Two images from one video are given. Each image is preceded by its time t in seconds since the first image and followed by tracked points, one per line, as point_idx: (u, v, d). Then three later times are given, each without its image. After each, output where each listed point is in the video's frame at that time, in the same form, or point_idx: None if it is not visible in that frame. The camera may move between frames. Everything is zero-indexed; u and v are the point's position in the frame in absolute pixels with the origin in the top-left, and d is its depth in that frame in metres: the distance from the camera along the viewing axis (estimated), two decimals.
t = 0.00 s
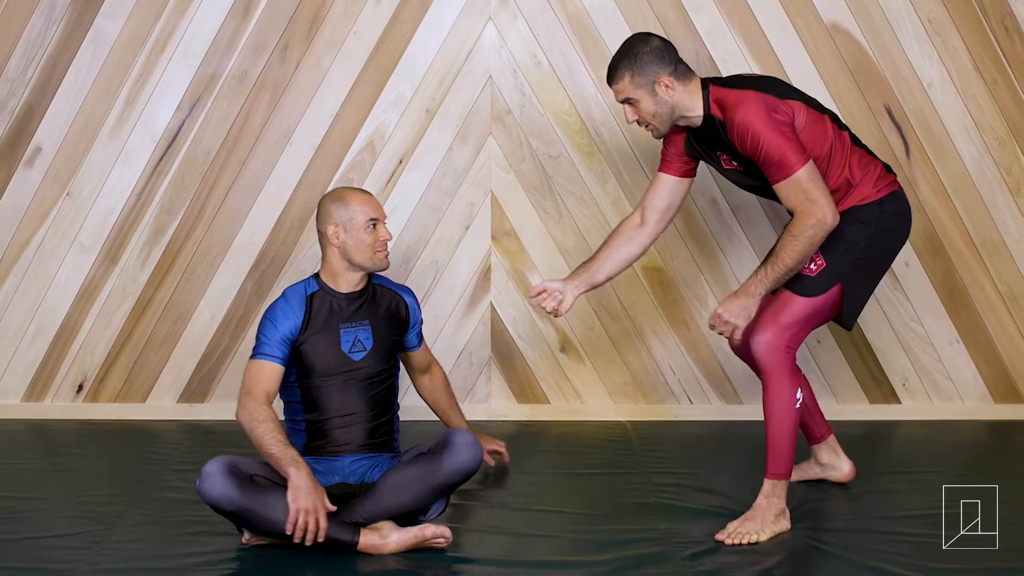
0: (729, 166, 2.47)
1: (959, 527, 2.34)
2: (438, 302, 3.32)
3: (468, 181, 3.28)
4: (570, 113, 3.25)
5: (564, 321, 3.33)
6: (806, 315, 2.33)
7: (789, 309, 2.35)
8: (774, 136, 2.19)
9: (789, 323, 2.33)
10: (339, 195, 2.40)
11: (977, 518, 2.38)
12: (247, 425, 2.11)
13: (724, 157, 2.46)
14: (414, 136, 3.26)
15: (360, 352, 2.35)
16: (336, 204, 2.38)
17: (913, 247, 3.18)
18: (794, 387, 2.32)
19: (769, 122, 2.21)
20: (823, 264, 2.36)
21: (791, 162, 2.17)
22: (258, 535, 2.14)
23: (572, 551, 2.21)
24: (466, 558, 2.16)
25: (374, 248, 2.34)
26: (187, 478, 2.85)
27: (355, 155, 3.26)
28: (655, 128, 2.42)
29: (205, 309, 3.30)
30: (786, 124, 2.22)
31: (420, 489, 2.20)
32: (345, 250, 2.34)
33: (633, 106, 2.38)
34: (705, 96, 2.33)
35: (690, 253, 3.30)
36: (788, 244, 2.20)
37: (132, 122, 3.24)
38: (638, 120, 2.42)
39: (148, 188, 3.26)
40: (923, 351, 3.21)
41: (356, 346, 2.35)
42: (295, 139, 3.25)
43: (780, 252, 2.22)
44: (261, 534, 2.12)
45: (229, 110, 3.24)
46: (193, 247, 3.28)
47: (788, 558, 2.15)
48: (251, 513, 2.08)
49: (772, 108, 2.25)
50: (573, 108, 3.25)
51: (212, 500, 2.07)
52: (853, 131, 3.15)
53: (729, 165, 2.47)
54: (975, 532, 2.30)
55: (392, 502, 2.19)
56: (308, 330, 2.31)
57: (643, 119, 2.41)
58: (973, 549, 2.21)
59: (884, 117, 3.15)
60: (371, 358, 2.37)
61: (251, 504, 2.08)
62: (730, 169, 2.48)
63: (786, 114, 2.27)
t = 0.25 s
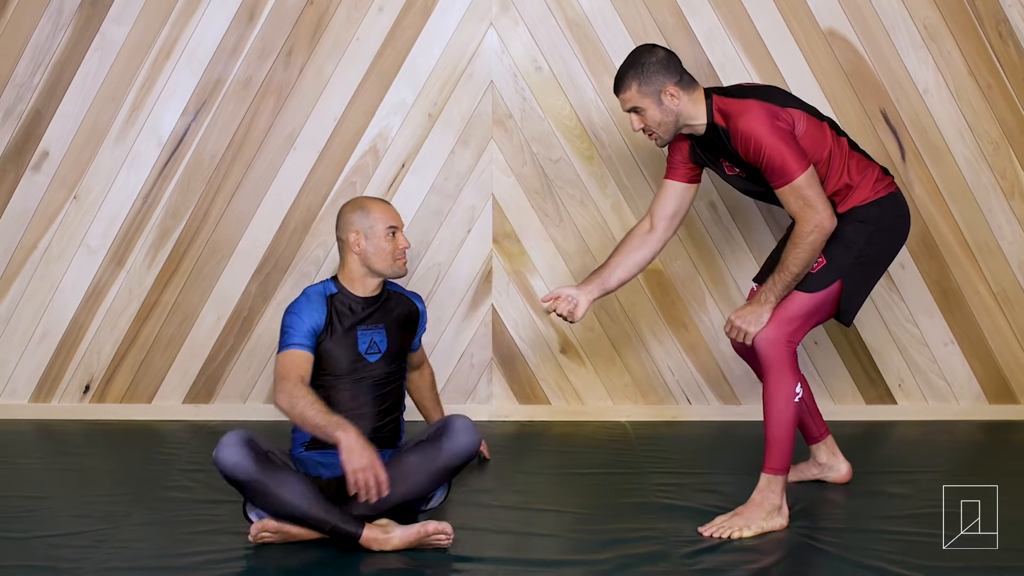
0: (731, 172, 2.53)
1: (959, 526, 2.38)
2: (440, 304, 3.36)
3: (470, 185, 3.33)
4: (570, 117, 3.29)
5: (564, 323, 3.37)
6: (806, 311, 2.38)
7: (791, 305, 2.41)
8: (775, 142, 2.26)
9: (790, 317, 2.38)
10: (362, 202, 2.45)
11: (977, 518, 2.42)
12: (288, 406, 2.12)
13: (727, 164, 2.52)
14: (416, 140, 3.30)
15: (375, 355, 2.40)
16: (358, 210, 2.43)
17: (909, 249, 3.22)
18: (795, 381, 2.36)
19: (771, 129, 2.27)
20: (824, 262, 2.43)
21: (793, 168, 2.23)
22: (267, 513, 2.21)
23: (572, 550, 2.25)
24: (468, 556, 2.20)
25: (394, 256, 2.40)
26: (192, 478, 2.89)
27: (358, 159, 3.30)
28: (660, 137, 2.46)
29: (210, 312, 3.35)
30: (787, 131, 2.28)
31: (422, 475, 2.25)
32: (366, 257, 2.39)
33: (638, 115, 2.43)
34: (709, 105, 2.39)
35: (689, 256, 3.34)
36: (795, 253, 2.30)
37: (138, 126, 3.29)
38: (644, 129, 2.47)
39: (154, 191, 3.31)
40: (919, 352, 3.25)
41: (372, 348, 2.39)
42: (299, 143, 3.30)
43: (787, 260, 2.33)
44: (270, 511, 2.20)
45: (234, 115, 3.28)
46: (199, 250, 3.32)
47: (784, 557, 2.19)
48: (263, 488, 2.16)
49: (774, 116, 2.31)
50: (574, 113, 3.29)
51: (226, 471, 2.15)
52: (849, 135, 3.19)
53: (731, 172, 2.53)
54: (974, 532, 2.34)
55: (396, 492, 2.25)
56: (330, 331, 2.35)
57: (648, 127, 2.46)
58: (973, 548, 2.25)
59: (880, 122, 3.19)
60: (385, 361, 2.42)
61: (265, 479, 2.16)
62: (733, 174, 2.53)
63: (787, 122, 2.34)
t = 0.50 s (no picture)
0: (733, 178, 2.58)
1: (959, 526, 2.41)
2: (442, 307, 3.41)
3: (472, 189, 3.37)
4: (571, 122, 3.34)
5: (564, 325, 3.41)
6: (812, 313, 2.44)
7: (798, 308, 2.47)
8: (777, 148, 2.31)
9: (795, 319, 2.45)
10: (379, 212, 2.51)
11: (977, 518, 2.45)
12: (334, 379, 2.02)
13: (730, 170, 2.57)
14: (419, 145, 3.35)
15: (392, 358, 2.43)
16: (375, 220, 2.48)
17: (905, 253, 3.26)
18: (800, 380, 2.40)
19: (773, 134, 2.32)
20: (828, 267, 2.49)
21: (794, 173, 2.28)
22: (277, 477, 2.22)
23: (571, 549, 2.29)
24: (470, 556, 2.24)
25: (411, 264, 2.45)
26: (198, 478, 2.93)
27: (362, 163, 3.35)
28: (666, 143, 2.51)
29: (215, 314, 3.39)
30: (789, 136, 2.33)
31: (436, 457, 2.22)
32: (384, 265, 2.44)
33: (645, 122, 2.47)
34: (714, 112, 2.44)
35: (688, 259, 3.39)
36: (796, 258, 2.35)
37: (145, 131, 3.33)
38: (650, 136, 2.52)
39: (160, 195, 3.35)
40: (915, 354, 3.29)
41: (389, 351, 2.43)
42: (303, 148, 3.34)
43: (789, 264, 2.37)
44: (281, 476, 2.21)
45: (240, 120, 3.33)
46: (204, 253, 3.37)
47: (779, 556, 2.23)
48: (280, 454, 2.16)
49: (777, 122, 2.36)
50: (574, 118, 3.34)
51: (249, 430, 2.14)
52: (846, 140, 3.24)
53: (733, 179, 2.58)
54: (974, 532, 2.38)
55: (411, 475, 2.22)
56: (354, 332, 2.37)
57: (655, 134, 2.50)
58: (973, 548, 2.28)
59: (876, 127, 3.23)
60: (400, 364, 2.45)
61: (285, 447, 2.16)
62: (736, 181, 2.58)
63: (790, 128, 2.39)
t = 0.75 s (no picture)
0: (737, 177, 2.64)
1: (960, 526, 2.45)
2: (445, 309, 3.45)
3: (474, 194, 3.42)
4: (572, 127, 3.38)
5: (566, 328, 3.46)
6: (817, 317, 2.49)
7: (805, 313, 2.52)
8: (780, 148, 2.35)
9: (802, 322, 2.50)
10: (390, 222, 2.53)
11: (978, 519, 2.49)
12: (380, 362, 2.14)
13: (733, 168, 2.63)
14: (422, 150, 3.40)
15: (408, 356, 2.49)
16: (387, 229, 2.51)
17: (901, 256, 3.30)
18: (804, 384, 2.47)
19: (776, 135, 2.36)
20: (832, 271, 2.53)
21: (795, 174, 2.32)
22: (320, 456, 2.42)
23: (572, 548, 2.34)
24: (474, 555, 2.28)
25: (424, 273, 2.49)
26: (204, 478, 2.98)
27: (365, 168, 3.40)
28: (673, 142, 2.55)
29: (221, 317, 3.44)
30: (791, 138, 2.38)
31: (478, 442, 2.31)
32: (398, 275, 2.47)
33: (652, 121, 2.52)
34: (718, 111, 2.48)
35: (687, 263, 3.43)
36: (796, 261, 2.39)
37: (151, 136, 3.38)
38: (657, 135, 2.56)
39: (166, 199, 3.40)
40: (911, 356, 3.33)
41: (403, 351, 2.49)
42: (308, 152, 3.39)
43: (790, 268, 2.41)
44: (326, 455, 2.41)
45: (245, 125, 3.38)
46: (210, 256, 3.42)
47: (776, 556, 2.27)
48: (340, 420, 2.23)
49: (780, 122, 2.41)
50: (575, 123, 3.38)
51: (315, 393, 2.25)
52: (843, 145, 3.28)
53: (737, 177, 2.64)
54: (975, 532, 2.42)
55: (460, 465, 2.31)
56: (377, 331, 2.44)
57: (661, 134, 2.54)
58: (975, 548, 2.32)
59: (873, 132, 3.28)
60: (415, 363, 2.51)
61: (344, 414, 2.23)
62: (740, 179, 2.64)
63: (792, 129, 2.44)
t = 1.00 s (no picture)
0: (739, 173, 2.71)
1: (960, 526, 2.50)
2: (447, 313, 3.50)
3: (476, 200, 3.47)
4: (572, 133, 3.43)
5: (566, 332, 3.50)
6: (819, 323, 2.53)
7: (806, 318, 2.56)
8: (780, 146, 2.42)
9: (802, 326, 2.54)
10: (390, 233, 2.56)
11: (977, 518, 2.54)
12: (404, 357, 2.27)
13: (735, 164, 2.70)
14: (424, 156, 3.45)
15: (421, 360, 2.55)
16: (388, 239, 2.54)
17: (897, 261, 3.35)
18: (806, 388, 2.50)
19: (776, 132, 2.43)
20: (831, 275, 2.58)
21: (793, 172, 2.38)
22: (379, 453, 2.30)
23: (572, 549, 2.38)
24: (476, 556, 2.33)
25: (427, 280, 2.54)
26: (209, 480, 3.02)
27: (369, 174, 3.45)
28: (677, 136, 2.62)
29: (226, 321, 3.49)
30: (791, 136, 2.44)
31: (516, 438, 2.38)
32: (401, 284, 2.52)
33: (656, 115, 2.59)
34: (722, 107, 2.55)
35: (686, 267, 3.48)
36: (791, 264, 2.43)
37: (158, 142, 3.43)
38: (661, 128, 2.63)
39: (173, 205, 3.45)
40: (907, 360, 3.37)
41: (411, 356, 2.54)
42: (312, 159, 3.44)
43: (786, 271, 2.45)
44: (386, 453, 2.30)
45: (251, 131, 3.43)
46: (215, 261, 3.47)
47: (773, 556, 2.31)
48: (423, 417, 2.22)
49: (782, 121, 2.48)
50: (576, 130, 3.43)
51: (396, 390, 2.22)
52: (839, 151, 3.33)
53: (739, 172, 2.72)
54: (975, 532, 2.46)
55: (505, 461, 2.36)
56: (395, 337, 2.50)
57: (666, 128, 2.62)
58: (974, 548, 2.37)
59: (869, 139, 3.33)
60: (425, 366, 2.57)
61: (429, 410, 2.22)
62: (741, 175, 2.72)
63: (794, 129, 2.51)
